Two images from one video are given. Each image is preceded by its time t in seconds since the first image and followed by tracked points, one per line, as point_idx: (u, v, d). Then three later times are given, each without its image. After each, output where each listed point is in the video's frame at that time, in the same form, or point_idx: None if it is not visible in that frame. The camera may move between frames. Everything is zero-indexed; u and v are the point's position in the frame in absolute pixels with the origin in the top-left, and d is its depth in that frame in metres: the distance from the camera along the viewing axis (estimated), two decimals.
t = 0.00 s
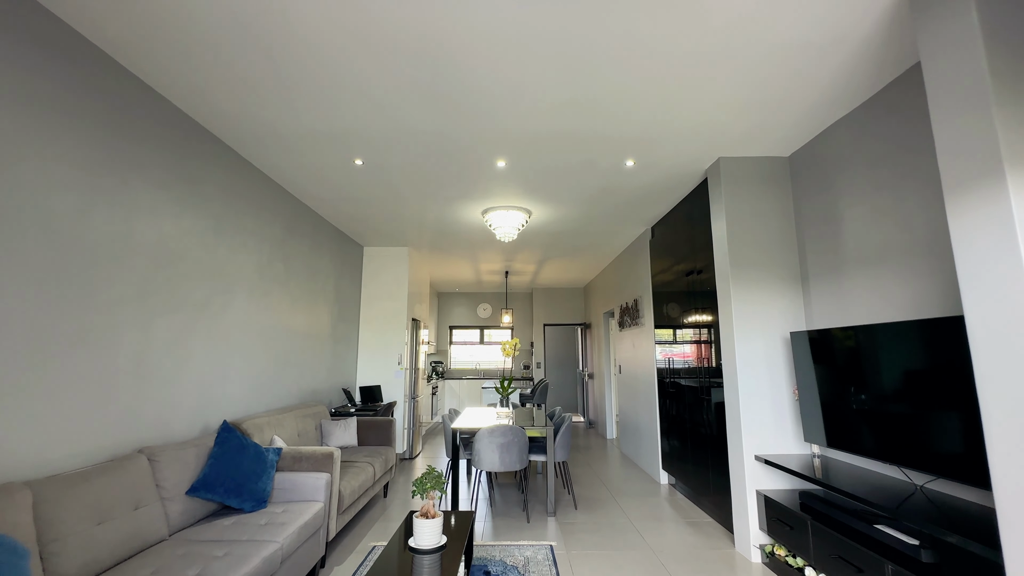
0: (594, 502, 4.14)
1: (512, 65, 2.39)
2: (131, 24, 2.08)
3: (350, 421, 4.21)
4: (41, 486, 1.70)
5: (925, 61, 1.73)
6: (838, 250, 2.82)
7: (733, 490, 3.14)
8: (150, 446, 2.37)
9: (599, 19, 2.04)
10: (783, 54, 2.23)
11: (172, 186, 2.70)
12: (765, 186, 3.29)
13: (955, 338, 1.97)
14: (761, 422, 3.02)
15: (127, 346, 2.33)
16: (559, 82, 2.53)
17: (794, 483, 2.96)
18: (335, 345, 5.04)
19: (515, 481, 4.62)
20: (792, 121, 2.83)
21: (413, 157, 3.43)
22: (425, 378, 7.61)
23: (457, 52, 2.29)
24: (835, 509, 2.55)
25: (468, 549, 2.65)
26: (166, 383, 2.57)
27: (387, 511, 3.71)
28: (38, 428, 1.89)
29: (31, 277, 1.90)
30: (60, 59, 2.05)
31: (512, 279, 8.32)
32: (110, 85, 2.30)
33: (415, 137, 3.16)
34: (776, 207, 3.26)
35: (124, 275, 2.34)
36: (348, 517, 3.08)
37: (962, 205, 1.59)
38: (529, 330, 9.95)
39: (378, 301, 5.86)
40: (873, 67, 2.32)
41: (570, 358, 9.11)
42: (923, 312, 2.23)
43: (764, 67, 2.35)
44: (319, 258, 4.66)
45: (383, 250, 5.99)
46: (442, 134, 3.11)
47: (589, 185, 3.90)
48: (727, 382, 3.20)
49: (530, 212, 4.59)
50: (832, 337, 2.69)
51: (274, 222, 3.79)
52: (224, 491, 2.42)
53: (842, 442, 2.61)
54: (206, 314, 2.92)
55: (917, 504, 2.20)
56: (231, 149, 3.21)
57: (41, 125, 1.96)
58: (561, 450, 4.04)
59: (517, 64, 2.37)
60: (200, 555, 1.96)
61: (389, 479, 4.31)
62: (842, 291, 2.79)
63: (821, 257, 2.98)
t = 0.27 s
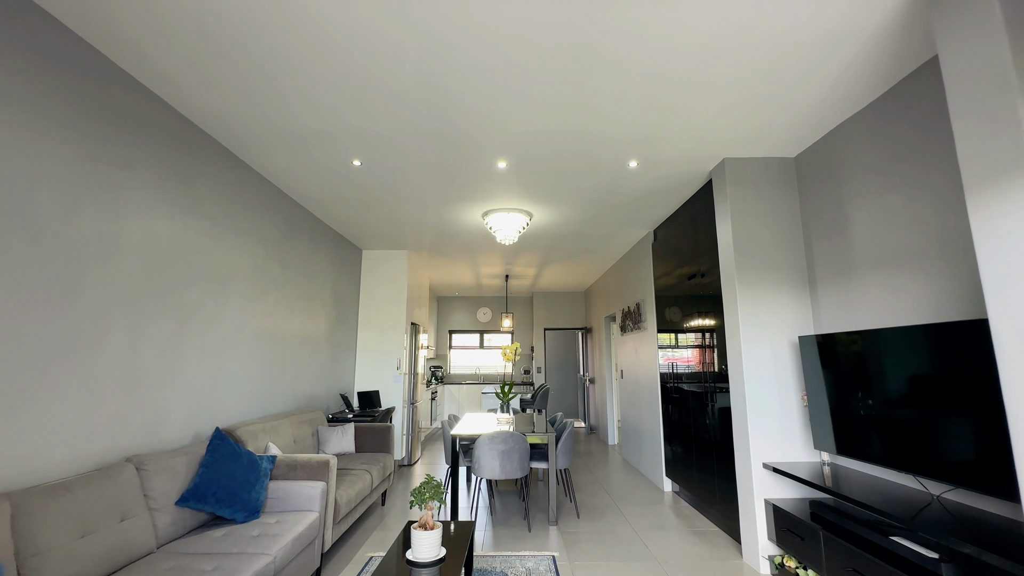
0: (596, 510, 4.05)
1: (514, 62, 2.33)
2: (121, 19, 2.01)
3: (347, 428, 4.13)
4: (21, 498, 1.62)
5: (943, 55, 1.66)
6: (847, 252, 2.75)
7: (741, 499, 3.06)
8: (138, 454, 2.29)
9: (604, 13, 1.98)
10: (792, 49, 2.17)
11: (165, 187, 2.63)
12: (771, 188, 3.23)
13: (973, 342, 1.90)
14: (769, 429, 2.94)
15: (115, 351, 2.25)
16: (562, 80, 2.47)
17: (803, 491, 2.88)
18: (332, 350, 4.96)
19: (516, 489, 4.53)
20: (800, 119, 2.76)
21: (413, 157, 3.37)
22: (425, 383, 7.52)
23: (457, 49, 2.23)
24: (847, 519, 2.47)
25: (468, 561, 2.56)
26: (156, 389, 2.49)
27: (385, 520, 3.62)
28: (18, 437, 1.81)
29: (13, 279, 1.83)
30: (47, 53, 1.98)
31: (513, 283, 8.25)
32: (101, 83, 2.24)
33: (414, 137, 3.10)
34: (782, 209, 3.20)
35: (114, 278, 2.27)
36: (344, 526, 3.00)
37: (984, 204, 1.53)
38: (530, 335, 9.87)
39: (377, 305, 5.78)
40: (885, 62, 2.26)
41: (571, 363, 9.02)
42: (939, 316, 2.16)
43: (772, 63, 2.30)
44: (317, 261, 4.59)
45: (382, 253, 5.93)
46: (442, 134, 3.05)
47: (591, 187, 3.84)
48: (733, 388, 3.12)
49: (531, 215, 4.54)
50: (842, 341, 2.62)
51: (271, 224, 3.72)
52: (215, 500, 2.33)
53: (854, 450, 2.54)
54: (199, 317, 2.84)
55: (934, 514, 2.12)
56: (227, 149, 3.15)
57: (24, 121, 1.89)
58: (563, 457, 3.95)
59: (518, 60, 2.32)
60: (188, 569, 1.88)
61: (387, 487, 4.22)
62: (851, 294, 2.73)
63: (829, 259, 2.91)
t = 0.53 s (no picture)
0: (599, 517, 3.96)
1: (516, 57, 2.28)
2: (113, 11, 1.96)
3: (345, 433, 4.06)
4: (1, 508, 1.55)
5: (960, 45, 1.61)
6: (856, 253, 2.69)
7: (748, 506, 2.99)
8: (128, 460, 2.22)
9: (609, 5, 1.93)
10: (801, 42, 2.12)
11: (158, 185, 2.57)
12: (777, 188, 3.18)
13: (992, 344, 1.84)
14: (777, 434, 2.87)
15: (105, 353, 2.18)
16: (565, 77, 2.42)
17: (812, 498, 2.81)
18: (330, 353, 4.89)
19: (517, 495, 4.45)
20: (807, 116, 2.71)
21: (412, 157, 3.32)
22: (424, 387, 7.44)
23: (458, 44, 2.17)
24: (859, 528, 2.40)
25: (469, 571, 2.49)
26: (148, 393, 2.42)
27: (383, 528, 3.54)
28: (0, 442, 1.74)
29: None
30: (37, 45, 1.93)
31: (513, 286, 8.19)
32: (92, 77, 2.19)
33: (414, 137, 3.04)
34: (788, 209, 3.14)
35: (104, 278, 2.20)
36: (341, 534, 2.92)
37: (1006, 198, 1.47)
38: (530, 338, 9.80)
39: (376, 308, 5.71)
40: (896, 57, 2.21)
41: (572, 367, 8.95)
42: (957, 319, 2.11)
43: (780, 58, 2.24)
44: (315, 263, 4.53)
45: (381, 255, 5.87)
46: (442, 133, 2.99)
47: (594, 188, 3.78)
48: (740, 392, 3.06)
49: (532, 217, 4.48)
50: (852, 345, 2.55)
51: (268, 225, 3.66)
52: (208, 508, 2.26)
53: (865, 455, 2.47)
54: (193, 319, 2.78)
55: (951, 523, 2.05)
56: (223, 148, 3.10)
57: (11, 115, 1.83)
58: (565, 462, 3.87)
59: (520, 56, 2.26)
60: None
61: (386, 493, 4.14)
62: (861, 296, 2.67)
63: (838, 260, 2.84)
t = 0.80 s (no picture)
0: (601, 523, 3.89)
1: (518, 53, 2.23)
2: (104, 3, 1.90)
3: (342, 437, 3.99)
4: None
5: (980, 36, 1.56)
6: (865, 253, 2.63)
7: (755, 512, 2.92)
8: (117, 466, 2.15)
9: None
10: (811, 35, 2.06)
11: (152, 184, 2.51)
12: (782, 187, 3.12)
13: (1008, 345, 1.78)
14: (784, 438, 2.81)
15: (94, 355, 2.11)
16: (568, 73, 2.37)
17: (821, 504, 2.74)
18: (328, 356, 4.82)
19: (517, 500, 4.38)
20: (814, 113, 2.66)
21: (412, 156, 3.27)
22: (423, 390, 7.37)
23: (459, 38, 2.12)
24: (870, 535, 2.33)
25: None
26: (139, 396, 2.35)
27: (381, 534, 3.46)
28: None
29: None
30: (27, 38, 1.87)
31: (513, 288, 8.13)
32: (84, 72, 2.13)
33: (414, 135, 2.99)
34: (793, 209, 3.09)
35: (94, 278, 2.14)
36: (337, 542, 2.85)
37: None
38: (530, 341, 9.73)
39: (374, 310, 5.65)
40: (908, 51, 2.16)
41: (572, 370, 8.88)
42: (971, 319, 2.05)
43: (789, 52, 2.19)
44: (313, 264, 4.47)
45: (380, 257, 5.81)
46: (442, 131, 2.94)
47: (596, 187, 3.73)
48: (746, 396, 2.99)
49: (532, 218, 4.43)
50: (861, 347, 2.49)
51: (264, 225, 3.60)
52: (199, 516, 2.19)
53: (876, 460, 2.41)
54: (187, 321, 2.71)
55: (967, 530, 1.99)
56: (219, 146, 3.04)
57: None
58: (567, 467, 3.77)
59: (522, 51, 2.21)
60: None
61: (384, 498, 4.06)
62: (869, 297, 2.61)
63: (845, 260, 2.79)
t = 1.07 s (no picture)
0: (603, 527, 3.81)
1: (520, 43, 2.16)
2: None
3: (340, 439, 3.91)
4: None
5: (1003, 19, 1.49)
6: (875, 250, 2.57)
7: (761, 517, 2.84)
8: (104, 470, 2.07)
9: None
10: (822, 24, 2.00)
11: (143, 180, 2.44)
12: (788, 183, 3.06)
13: None
14: (792, 440, 2.74)
15: (80, 355, 2.04)
16: (571, 64, 2.31)
17: (830, 509, 2.67)
18: (326, 357, 4.75)
19: (518, 504, 4.30)
20: (823, 106, 2.60)
21: (410, 152, 3.20)
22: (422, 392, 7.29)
23: (459, 27, 2.06)
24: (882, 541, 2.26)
25: None
26: (128, 397, 2.28)
27: (378, 538, 3.39)
28: None
29: None
30: (13, 24, 1.81)
31: (513, 289, 8.07)
32: (72, 62, 2.06)
33: (413, 130, 2.93)
34: (800, 206, 3.02)
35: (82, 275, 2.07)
36: (333, 547, 2.77)
37: None
38: (530, 343, 9.66)
39: (373, 310, 5.58)
40: (921, 41, 2.09)
41: (572, 371, 8.81)
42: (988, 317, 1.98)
43: (799, 41, 2.13)
44: (310, 264, 4.41)
45: (378, 257, 5.74)
46: (441, 126, 2.88)
47: (598, 185, 3.67)
48: (752, 397, 2.92)
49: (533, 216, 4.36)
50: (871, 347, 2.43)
51: (260, 223, 3.53)
52: (190, 521, 2.11)
53: (887, 463, 2.34)
54: (179, 320, 2.64)
55: (985, 535, 1.92)
56: (214, 141, 2.97)
57: None
58: (569, 470, 3.70)
59: (524, 42, 2.15)
60: None
61: (382, 502, 3.98)
62: (879, 295, 2.54)
63: (854, 258, 2.72)
